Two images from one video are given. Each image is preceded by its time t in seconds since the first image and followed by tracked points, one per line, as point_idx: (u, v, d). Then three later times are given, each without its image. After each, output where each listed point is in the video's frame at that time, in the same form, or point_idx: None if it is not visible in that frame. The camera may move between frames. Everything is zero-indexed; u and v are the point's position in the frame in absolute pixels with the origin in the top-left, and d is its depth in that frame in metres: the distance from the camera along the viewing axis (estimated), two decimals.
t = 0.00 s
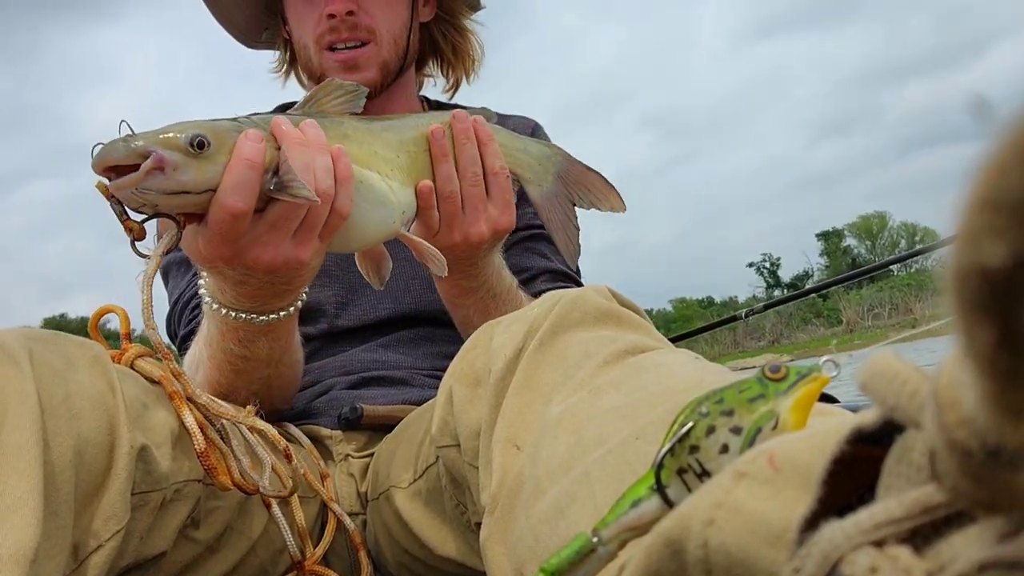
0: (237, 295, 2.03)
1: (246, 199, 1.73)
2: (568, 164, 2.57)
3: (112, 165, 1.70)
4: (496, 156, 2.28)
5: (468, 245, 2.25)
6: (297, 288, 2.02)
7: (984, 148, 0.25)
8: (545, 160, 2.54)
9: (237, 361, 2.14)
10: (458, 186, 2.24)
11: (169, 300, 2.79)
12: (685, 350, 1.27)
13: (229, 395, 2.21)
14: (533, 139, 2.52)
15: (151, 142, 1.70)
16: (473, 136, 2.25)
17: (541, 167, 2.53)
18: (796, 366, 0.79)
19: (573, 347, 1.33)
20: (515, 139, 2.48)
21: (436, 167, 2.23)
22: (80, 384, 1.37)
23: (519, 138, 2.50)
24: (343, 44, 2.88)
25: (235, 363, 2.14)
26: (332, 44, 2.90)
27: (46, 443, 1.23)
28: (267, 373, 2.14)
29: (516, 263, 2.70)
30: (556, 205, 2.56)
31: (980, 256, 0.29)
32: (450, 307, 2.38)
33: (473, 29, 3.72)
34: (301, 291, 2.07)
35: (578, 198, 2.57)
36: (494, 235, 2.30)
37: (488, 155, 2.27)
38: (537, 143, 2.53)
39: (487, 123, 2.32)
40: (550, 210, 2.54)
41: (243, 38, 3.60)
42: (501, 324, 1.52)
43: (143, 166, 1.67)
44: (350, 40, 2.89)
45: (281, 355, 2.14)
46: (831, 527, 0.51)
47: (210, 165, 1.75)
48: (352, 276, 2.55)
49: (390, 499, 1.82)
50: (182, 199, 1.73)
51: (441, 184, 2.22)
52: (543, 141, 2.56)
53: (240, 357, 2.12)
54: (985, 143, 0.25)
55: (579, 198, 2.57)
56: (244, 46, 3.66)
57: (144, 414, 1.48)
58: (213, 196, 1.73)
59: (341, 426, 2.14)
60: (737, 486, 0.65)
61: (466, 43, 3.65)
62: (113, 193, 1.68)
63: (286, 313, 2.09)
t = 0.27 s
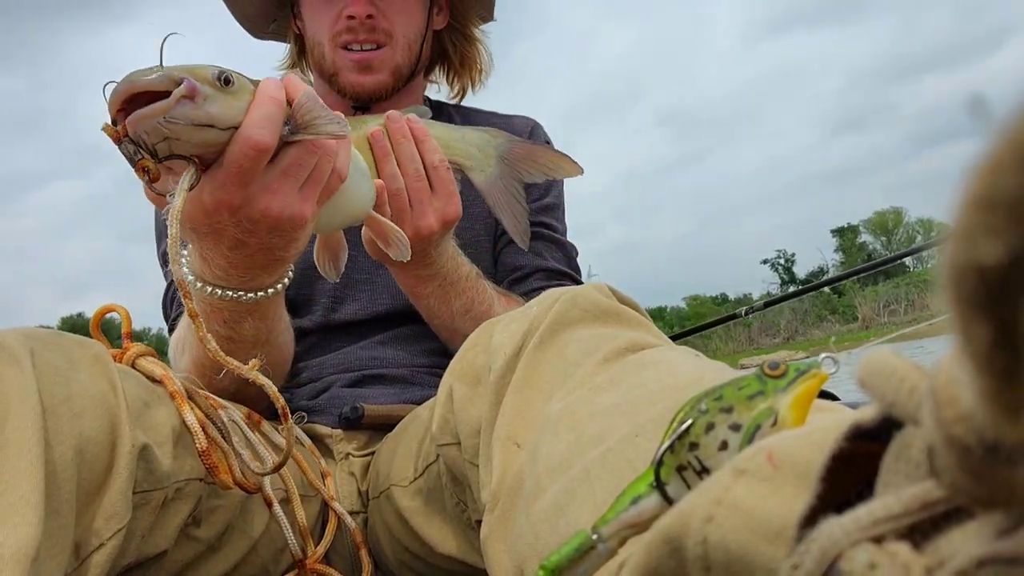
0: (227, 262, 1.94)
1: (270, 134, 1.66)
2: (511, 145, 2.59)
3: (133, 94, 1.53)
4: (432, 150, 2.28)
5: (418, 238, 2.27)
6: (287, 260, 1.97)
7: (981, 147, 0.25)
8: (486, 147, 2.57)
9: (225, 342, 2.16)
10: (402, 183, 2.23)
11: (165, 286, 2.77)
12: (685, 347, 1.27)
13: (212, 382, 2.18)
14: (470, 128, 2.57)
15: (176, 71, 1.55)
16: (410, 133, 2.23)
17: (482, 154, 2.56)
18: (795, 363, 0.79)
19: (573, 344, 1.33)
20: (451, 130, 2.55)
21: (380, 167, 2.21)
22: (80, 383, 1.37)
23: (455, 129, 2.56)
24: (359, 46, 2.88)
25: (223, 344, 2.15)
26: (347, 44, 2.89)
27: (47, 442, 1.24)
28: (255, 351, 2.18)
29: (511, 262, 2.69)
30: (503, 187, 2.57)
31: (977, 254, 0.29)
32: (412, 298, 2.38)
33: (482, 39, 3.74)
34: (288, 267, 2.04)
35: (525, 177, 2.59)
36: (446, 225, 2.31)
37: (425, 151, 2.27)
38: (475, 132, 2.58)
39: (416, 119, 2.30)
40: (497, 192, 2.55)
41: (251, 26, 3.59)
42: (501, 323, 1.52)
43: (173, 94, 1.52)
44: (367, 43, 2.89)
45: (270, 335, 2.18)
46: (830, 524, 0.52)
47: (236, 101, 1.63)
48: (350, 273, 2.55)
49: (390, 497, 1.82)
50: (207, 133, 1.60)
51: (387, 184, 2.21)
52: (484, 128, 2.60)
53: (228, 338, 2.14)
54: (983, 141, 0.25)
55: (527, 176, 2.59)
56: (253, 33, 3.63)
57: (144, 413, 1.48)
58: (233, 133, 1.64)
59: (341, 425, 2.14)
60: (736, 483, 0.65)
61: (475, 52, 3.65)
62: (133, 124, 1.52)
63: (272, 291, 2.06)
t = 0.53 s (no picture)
0: (230, 248, 1.93)
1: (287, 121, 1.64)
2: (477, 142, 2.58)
3: (149, 77, 1.46)
4: (410, 140, 2.28)
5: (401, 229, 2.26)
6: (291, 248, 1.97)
7: (991, 145, 0.25)
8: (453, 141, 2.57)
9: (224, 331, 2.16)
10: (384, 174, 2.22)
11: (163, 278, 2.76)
12: (685, 343, 1.27)
13: (210, 372, 2.18)
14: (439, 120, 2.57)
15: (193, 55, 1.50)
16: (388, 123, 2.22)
17: (451, 147, 2.56)
18: (798, 361, 0.79)
19: (573, 340, 1.33)
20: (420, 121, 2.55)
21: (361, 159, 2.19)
22: (80, 378, 1.36)
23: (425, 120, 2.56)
24: (369, 42, 2.87)
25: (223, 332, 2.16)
26: (358, 39, 2.88)
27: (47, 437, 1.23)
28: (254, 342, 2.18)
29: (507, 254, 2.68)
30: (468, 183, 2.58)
31: (985, 252, 0.29)
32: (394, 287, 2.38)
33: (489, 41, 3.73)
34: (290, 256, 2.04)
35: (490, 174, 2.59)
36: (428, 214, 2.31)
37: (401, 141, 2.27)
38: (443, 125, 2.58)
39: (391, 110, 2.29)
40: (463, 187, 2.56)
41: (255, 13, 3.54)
42: (501, 318, 1.52)
43: (195, 78, 1.47)
44: (378, 39, 2.88)
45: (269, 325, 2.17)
46: (833, 523, 0.51)
47: (251, 85, 1.60)
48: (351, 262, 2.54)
49: (390, 492, 1.82)
50: (225, 118, 1.56)
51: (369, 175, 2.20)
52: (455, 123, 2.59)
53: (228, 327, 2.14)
54: (993, 138, 0.25)
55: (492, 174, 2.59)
56: (257, 21, 3.60)
57: (144, 408, 1.48)
58: (249, 116, 1.61)
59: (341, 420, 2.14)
60: (739, 482, 0.65)
61: (480, 51, 3.65)
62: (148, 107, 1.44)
63: (274, 280, 2.06)
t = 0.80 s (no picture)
0: (233, 246, 1.92)
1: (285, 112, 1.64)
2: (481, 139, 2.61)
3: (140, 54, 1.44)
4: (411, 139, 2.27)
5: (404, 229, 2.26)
6: (293, 247, 1.97)
7: (991, 150, 0.25)
8: (458, 138, 2.59)
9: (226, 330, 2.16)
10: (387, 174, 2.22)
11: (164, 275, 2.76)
12: (687, 346, 1.27)
13: (211, 372, 2.18)
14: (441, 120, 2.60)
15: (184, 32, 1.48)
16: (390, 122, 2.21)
17: (455, 145, 2.59)
18: (799, 364, 0.79)
19: (574, 342, 1.33)
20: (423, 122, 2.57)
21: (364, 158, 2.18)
22: (82, 377, 1.36)
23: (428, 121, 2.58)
24: (376, 44, 2.88)
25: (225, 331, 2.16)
26: (364, 40, 2.89)
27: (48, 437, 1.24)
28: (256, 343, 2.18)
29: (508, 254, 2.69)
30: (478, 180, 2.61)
31: (987, 257, 0.29)
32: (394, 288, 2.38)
33: (494, 41, 3.73)
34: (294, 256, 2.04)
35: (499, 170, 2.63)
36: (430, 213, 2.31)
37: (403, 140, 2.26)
38: (446, 124, 2.60)
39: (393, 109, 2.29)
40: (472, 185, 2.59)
41: (258, 7, 3.57)
42: (501, 320, 1.52)
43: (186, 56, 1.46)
44: (385, 41, 2.88)
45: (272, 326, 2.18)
46: (834, 525, 0.51)
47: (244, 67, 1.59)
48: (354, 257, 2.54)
49: (390, 493, 1.82)
50: (221, 100, 1.55)
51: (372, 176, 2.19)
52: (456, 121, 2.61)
53: (230, 327, 2.14)
54: (994, 143, 0.25)
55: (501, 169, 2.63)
56: (258, 14, 3.60)
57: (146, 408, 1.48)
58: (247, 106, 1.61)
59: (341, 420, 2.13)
60: (740, 484, 0.65)
61: (485, 50, 3.65)
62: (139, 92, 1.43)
63: (278, 280, 2.07)
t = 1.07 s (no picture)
0: (236, 249, 1.93)
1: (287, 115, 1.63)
2: (485, 143, 2.58)
3: (147, 61, 1.46)
4: (415, 144, 2.27)
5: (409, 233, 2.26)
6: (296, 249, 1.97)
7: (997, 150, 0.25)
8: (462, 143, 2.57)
9: (229, 331, 2.16)
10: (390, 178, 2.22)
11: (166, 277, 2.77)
12: (688, 349, 1.27)
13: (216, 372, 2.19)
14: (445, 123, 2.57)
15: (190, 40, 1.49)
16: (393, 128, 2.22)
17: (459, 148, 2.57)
18: (800, 367, 0.79)
19: (575, 345, 1.33)
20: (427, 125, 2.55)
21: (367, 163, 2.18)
22: (83, 377, 1.36)
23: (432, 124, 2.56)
24: (383, 48, 2.88)
25: (228, 333, 2.16)
26: (371, 45, 2.89)
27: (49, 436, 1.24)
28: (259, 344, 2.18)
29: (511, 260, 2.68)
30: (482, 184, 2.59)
31: (992, 259, 0.29)
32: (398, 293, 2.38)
33: (501, 46, 3.74)
34: (297, 257, 2.04)
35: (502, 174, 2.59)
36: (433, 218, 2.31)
37: (407, 146, 2.26)
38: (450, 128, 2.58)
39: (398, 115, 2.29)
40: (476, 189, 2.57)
41: (265, 10, 3.55)
42: (502, 323, 1.52)
43: (189, 61, 1.47)
44: (391, 45, 2.89)
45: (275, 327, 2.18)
46: (836, 529, 0.51)
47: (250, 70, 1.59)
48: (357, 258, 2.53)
49: (391, 496, 1.82)
50: (224, 104, 1.55)
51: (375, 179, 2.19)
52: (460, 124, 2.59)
53: (233, 327, 2.14)
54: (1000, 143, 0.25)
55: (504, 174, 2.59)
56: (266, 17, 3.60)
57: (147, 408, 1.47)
58: (249, 109, 1.61)
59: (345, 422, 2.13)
60: (742, 487, 0.65)
61: (492, 55, 3.65)
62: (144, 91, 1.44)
63: (281, 282, 2.07)
